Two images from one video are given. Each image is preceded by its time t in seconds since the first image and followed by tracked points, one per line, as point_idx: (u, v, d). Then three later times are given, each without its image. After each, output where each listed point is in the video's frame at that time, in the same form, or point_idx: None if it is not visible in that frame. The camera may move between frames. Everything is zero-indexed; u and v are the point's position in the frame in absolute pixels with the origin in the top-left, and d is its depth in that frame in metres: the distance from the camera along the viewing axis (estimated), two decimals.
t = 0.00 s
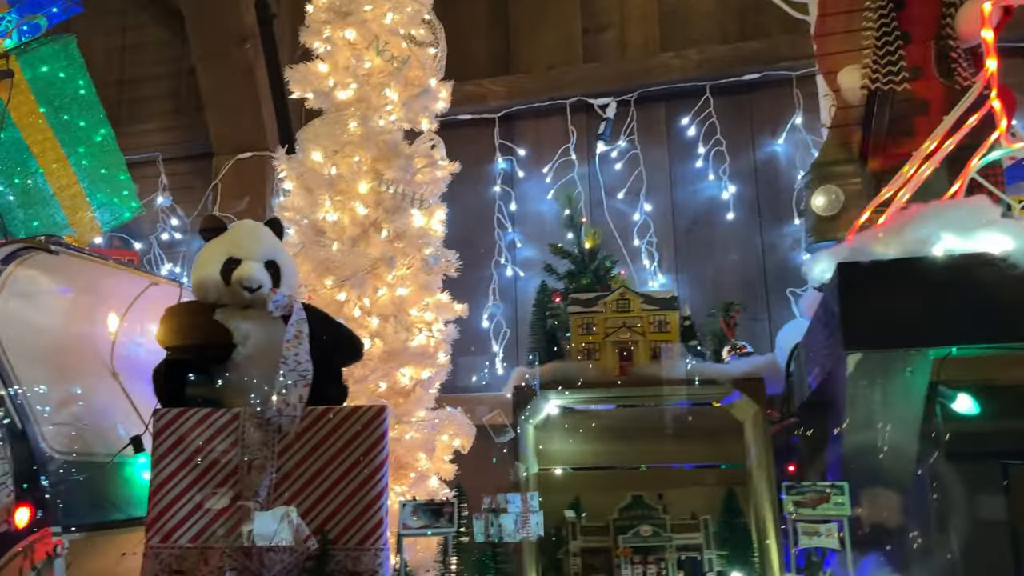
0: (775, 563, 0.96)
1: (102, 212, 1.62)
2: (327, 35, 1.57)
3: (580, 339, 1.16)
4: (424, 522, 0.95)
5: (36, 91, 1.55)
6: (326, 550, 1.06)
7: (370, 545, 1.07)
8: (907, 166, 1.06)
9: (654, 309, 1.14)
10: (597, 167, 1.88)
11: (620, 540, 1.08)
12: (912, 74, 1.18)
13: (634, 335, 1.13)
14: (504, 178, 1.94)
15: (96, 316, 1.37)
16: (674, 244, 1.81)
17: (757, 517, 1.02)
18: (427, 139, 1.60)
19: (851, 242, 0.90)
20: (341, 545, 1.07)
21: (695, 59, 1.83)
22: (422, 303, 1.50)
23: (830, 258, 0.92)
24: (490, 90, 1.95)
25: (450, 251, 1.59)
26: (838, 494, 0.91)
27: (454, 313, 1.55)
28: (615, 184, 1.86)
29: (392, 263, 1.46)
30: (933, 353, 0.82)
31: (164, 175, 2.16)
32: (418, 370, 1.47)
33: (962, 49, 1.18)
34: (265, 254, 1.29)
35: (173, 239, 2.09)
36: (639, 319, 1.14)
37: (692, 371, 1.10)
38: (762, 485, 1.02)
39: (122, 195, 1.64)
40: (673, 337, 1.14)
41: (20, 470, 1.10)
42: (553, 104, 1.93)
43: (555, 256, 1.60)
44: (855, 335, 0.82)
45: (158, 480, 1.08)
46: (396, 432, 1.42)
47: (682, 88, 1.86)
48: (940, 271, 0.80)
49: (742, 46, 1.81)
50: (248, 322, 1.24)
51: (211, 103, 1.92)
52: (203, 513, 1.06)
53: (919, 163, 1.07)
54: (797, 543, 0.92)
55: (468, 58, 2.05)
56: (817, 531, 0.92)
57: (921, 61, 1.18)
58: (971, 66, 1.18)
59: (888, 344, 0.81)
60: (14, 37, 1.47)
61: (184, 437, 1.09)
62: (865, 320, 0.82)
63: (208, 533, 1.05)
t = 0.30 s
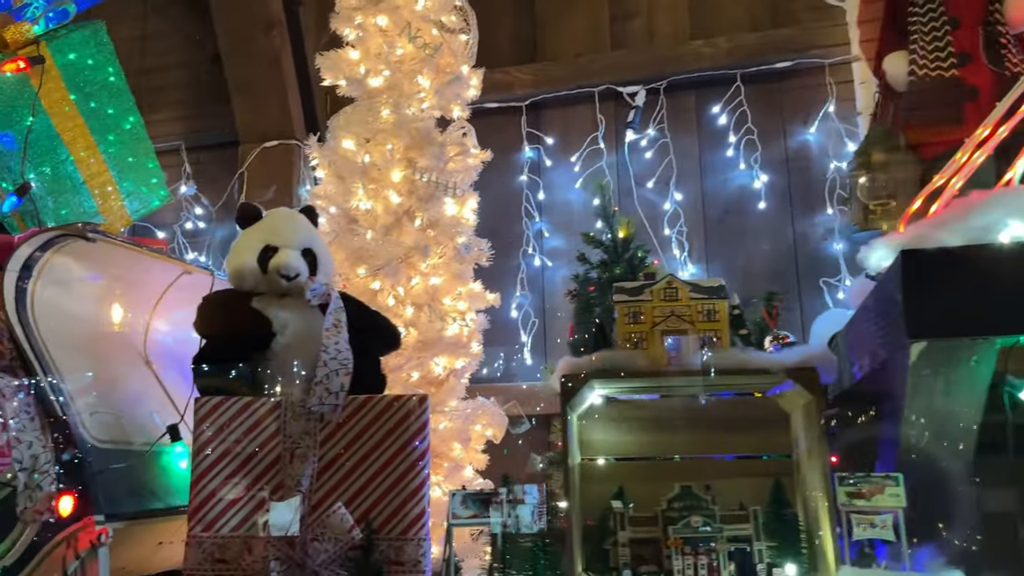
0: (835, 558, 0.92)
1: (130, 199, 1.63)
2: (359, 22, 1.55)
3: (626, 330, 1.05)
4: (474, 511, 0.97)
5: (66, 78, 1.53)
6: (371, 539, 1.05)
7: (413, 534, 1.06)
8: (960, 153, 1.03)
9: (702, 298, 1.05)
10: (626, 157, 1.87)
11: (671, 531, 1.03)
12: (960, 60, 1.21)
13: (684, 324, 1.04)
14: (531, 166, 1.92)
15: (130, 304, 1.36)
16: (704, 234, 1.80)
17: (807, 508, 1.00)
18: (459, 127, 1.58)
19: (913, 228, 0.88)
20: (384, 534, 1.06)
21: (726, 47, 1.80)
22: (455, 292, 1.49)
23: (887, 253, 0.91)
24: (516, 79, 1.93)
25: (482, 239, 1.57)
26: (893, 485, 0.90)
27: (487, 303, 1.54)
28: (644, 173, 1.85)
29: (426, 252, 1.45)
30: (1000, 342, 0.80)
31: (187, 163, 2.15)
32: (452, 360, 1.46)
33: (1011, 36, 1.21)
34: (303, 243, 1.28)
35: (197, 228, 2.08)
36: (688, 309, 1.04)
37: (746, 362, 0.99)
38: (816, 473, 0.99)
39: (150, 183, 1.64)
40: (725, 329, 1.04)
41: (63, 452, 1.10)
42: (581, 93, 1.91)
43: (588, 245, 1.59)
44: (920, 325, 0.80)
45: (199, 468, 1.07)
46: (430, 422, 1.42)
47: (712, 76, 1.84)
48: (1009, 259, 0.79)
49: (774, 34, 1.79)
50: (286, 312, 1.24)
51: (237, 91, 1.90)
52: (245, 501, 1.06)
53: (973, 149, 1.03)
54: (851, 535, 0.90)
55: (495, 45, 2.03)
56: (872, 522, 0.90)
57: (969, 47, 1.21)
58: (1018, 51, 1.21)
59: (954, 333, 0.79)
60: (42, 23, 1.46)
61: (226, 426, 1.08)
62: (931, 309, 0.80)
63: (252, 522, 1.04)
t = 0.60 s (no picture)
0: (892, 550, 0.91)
1: (159, 190, 1.60)
2: (390, 11, 1.54)
3: (673, 321, 1.05)
4: (521, 504, 0.97)
5: (96, 66, 1.51)
6: (416, 531, 1.02)
7: (456, 526, 1.02)
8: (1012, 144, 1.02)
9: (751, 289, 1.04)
10: (654, 148, 1.86)
11: (722, 523, 1.05)
12: (1007, 48, 1.22)
13: (733, 314, 1.03)
14: (557, 157, 1.91)
15: (165, 295, 1.36)
16: (733, 226, 1.78)
17: (858, 500, 0.99)
18: (491, 116, 1.57)
19: (974, 218, 0.87)
20: (430, 526, 1.02)
21: (757, 36, 1.77)
22: (488, 283, 1.48)
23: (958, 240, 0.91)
24: (544, 69, 1.89)
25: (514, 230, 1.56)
26: (948, 478, 0.88)
27: (519, 294, 1.53)
28: (672, 164, 1.84)
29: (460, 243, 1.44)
30: None
31: (210, 154, 2.14)
32: (486, 351, 1.46)
33: None
34: (340, 233, 1.27)
35: (220, 219, 2.07)
36: (736, 299, 1.03)
37: (798, 352, 0.97)
38: (868, 461, 0.98)
39: (178, 173, 1.62)
40: (774, 319, 1.02)
41: (102, 442, 1.09)
42: (609, 83, 1.89)
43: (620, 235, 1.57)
44: (988, 316, 0.78)
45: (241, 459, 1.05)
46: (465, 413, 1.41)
47: (742, 66, 1.82)
48: None
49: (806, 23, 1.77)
50: (323, 302, 1.22)
51: (263, 81, 1.88)
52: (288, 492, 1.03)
53: None
54: (905, 529, 0.89)
55: (521, 35, 2.01)
56: (926, 516, 0.89)
57: (1016, 34, 1.22)
58: None
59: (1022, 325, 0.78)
60: (71, 11, 1.43)
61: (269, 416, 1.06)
62: (999, 300, 0.78)
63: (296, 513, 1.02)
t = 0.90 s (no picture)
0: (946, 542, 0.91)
1: (184, 180, 1.58)
2: None
3: (718, 312, 1.02)
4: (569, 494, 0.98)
5: (124, 56, 1.50)
6: (458, 522, 0.99)
7: (498, 517, 1.00)
8: None
9: (798, 279, 1.02)
10: (681, 138, 1.85)
11: (769, 515, 1.00)
12: None
13: (781, 305, 1.00)
14: (582, 148, 1.90)
15: (196, 286, 1.34)
16: (761, 217, 1.77)
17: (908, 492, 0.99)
18: (520, 106, 1.55)
19: None
20: (471, 518, 1.00)
21: (784, 26, 1.76)
22: (519, 274, 1.47)
23: (1015, 227, 0.91)
24: (568, 59, 1.88)
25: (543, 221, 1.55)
26: (1000, 470, 0.89)
27: (549, 285, 1.52)
28: (699, 155, 1.83)
29: (491, 233, 1.43)
30: None
31: (231, 145, 2.13)
32: (517, 343, 1.45)
33: None
34: (375, 223, 1.26)
35: (241, 210, 2.07)
36: (783, 290, 1.01)
37: (847, 343, 0.97)
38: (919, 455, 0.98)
39: (203, 163, 1.59)
40: (821, 309, 1.00)
41: (144, 435, 1.09)
42: (635, 73, 1.87)
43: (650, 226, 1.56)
44: None
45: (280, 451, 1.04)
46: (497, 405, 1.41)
47: (770, 56, 1.81)
48: None
49: (836, 12, 1.75)
50: (359, 293, 1.21)
51: (286, 69, 1.87)
52: (327, 484, 1.02)
53: None
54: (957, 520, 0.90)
55: (544, 24, 1.99)
56: (979, 508, 0.90)
57: None
58: None
59: None
60: None
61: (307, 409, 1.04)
62: None
63: (337, 504, 1.01)
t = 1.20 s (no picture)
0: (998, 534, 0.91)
1: (209, 171, 1.58)
2: None
3: (761, 302, 1.02)
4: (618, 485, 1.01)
5: (149, 46, 1.49)
6: (499, 514, 0.93)
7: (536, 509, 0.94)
8: None
9: (842, 268, 1.01)
10: (706, 129, 1.83)
11: (817, 508, 0.99)
12: None
13: (825, 294, 1.00)
14: (605, 139, 1.88)
15: (222, 276, 1.32)
16: (787, 209, 1.76)
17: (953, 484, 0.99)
18: (547, 96, 1.54)
19: None
20: (512, 510, 0.94)
21: (810, 16, 1.75)
22: (548, 265, 1.46)
23: None
24: (591, 49, 1.86)
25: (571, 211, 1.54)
26: None
27: (577, 277, 1.51)
28: (725, 147, 1.81)
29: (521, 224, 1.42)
30: None
31: (249, 137, 2.11)
32: (546, 335, 1.44)
33: None
34: (407, 213, 1.25)
35: (260, 203, 2.07)
36: (827, 280, 1.00)
37: (898, 333, 0.96)
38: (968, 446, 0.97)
39: (227, 155, 1.61)
40: (865, 300, 1.00)
41: (178, 424, 1.08)
42: (658, 63, 1.86)
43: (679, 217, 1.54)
44: None
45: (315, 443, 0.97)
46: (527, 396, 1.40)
47: (796, 46, 1.79)
48: None
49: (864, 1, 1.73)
50: (391, 283, 1.20)
51: (307, 60, 1.86)
52: (364, 477, 0.95)
53: None
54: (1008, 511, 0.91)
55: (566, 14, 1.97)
56: None
57: None
58: None
59: None
60: None
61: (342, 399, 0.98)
62: None
63: (376, 496, 0.94)
